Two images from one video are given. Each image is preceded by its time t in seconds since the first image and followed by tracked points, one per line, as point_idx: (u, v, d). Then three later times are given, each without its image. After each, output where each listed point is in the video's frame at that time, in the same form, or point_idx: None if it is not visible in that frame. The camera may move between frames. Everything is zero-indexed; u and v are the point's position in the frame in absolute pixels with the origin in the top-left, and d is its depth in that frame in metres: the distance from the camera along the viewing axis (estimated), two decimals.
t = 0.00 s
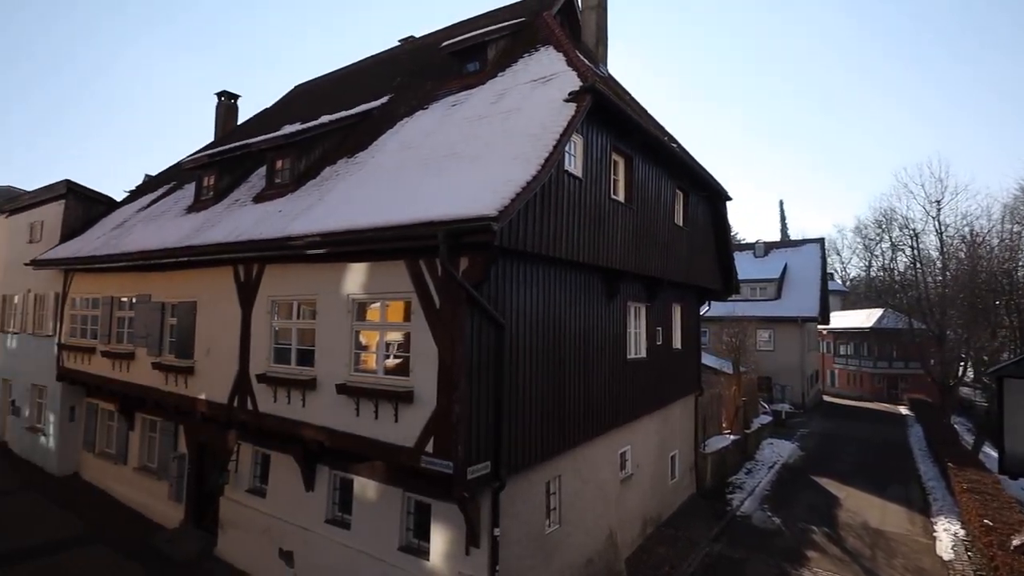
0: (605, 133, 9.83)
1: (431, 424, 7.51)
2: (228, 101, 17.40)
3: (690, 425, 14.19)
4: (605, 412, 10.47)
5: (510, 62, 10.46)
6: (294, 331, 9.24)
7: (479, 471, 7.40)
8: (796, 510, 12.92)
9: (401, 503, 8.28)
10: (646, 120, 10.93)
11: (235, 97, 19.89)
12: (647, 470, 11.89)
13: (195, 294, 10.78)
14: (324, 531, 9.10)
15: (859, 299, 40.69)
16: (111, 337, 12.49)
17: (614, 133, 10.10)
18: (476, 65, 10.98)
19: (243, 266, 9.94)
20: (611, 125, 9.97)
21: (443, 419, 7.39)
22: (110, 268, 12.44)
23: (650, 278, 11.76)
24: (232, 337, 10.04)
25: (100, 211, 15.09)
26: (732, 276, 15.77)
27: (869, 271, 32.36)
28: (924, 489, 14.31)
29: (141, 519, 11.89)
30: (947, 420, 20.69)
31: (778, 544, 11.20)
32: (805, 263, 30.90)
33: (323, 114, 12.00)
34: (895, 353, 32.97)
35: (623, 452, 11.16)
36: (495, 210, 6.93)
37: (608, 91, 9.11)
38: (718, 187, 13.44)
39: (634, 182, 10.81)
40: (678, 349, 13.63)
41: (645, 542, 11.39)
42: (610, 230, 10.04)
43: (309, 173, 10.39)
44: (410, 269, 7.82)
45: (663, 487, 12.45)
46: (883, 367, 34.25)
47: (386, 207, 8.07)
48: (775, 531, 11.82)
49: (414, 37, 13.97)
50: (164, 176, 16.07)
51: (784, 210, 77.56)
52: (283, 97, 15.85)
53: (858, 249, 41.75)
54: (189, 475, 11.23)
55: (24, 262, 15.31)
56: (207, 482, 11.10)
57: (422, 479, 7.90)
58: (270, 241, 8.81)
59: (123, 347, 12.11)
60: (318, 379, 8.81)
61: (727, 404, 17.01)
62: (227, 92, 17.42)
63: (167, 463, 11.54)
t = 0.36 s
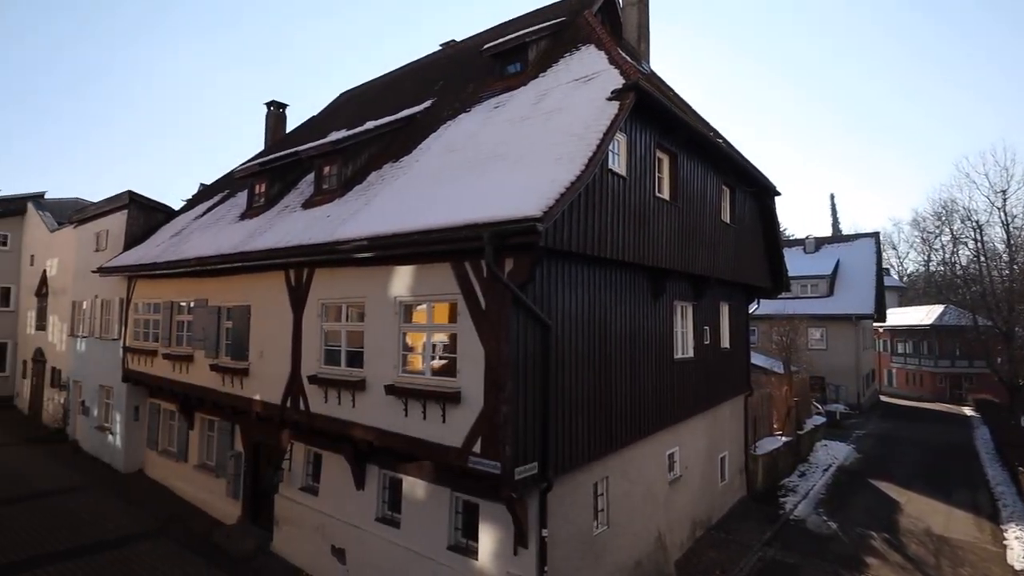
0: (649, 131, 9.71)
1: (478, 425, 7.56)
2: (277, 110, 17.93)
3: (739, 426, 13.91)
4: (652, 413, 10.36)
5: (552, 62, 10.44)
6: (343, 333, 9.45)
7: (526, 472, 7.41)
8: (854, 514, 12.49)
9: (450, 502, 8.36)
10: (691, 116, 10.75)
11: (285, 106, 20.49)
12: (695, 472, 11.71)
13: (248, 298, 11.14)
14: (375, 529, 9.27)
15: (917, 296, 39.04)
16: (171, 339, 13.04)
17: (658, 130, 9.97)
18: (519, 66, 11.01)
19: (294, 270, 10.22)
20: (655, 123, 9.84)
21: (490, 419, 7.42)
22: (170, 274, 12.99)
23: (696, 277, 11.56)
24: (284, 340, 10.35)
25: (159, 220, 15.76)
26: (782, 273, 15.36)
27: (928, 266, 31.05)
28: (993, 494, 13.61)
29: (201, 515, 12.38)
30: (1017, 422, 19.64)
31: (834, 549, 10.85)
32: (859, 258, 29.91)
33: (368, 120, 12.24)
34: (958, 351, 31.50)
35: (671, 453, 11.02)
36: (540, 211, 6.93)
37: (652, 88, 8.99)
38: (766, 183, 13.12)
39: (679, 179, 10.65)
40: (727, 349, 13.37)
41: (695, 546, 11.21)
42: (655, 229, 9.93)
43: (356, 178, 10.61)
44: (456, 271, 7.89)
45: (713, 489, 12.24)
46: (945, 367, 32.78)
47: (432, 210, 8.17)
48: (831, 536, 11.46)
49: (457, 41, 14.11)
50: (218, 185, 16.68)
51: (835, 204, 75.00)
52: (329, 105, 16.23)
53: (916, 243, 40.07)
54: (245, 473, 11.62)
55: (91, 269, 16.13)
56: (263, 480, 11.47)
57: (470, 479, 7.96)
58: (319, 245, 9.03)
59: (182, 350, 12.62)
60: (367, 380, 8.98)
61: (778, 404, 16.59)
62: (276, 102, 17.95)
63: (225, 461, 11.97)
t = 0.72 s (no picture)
0: (693, 126, 9.54)
1: (524, 425, 7.56)
2: (323, 117, 18.38)
3: (791, 427, 13.54)
4: (700, 413, 10.18)
5: (593, 60, 10.38)
6: (390, 335, 9.61)
7: (574, 472, 7.38)
8: (915, 519, 11.98)
9: (497, 502, 8.41)
10: (736, 109, 10.51)
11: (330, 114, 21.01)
12: (746, 473, 11.47)
13: (299, 301, 11.46)
14: (423, 527, 9.39)
15: (982, 290, 37.12)
16: (226, 342, 13.53)
17: (702, 125, 9.79)
18: (559, 65, 10.97)
19: (342, 273, 10.46)
20: (699, 118, 9.67)
21: (536, 419, 7.42)
22: (224, 279, 13.48)
23: (744, 273, 11.30)
24: (333, 341, 10.59)
25: (214, 227, 16.38)
26: (834, 268, 14.87)
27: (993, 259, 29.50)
28: None
29: (257, 511, 12.82)
30: None
31: (895, 556, 10.43)
32: (917, 252, 28.68)
33: (411, 125, 12.42)
34: None
35: (720, 454, 10.81)
36: (584, 210, 6.89)
37: (696, 82, 8.84)
38: (817, 176, 12.72)
39: (725, 174, 10.44)
40: (777, 347, 13.03)
41: (746, 550, 10.97)
42: (701, 225, 9.75)
43: (400, 182, 10.78)
44: (500, 272, 7.92)
45: (764, 491, 11.96)
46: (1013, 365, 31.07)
47: (476, 212, 8.22)
48: (891, 541, 11.02)
49: (497, 43, 14.17)
50: (268, 192, 17.23)
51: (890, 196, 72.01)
52: (373, 111, 16.55)
53: (980, 235, 38.10)
54: (298, 471, 11.96)
55: (152, 276, 16.89)
56: (314, 479, 11.78)
57: (517, 479, 7.97)
58: (366, 248, 9.21)
59: (237, 352, 13.08)
60: (413, 380, 9.10)
61: (832, 404, 16.07)
62: (321, 110, 18.41)
63: (279, 460, 12.34)
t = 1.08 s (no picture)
0: (735, 119, 9.35)
1: (565, 424, 7.53)
2: (363, 122, 18.73)
3: (841, 428, 13.13)
4: (745, 413, 9.96)
5: (631, 56, 10.28)
6: (431, 335, 9.72)
7: (616, 472, 7.32)
8: (976, 525, 11.46)
9: (539, 501, 8.40)
10: (780, 102, 10.26)
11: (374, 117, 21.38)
12: (794, 475, 11.18)
13: (342, 302, 11.71)
14: (465, 526, 9.47)
15: None
16: (273, 343, 13.93)
17: (745, 119, 9.59)
18: (596, 63, 10.90)
19: (383, 275, 10.63)
20: (741, 111, 9.47)
21: (578, 418, 7.38)
22: (270, 281, 13.87)
23: (790, 270, 11.01)
24: (376, 342, 10.78)
25: (260, 231, 16.88)
26: (885, 264, 14.35)
27: None
28: None
29: (304, 508, 13.14)
30: None
31: (955, 563, 10.00)
32: (975, 245, 27.50)
33: (449, 126, 12.54)
34: None
35: (766, 455, 10.57)
36: (624, 208, 6.82)
37: (737, 75, 8.65)
38: (866, 168, 12.30)
39: (768, 169, 10.20)
40: (825, 346, 12.66)
41: (795, 554, 10.69)
42: (744, 221, 9.55)
43: (439, 183, 10.90)
44: (540, 271, 7.92)
45: (813, 494, 11.64)
46: None
47: (515, 211, 8.24)
48: (950, 548, 10.56)
49: (533, 43, 14.18)
50: (311, 196, 17.66)
51: (943, 188, 69.08)
52: (411, 114, 16.77)
53: None
54: (343, 469, 12.22)
55: (202, 279, 17.52)
56: (358, 476, 12.01)
57: (559, 479, 7.95)
58: (407, 249, 9.33)
59: (283, 353, 13.45)
60: (454, 380, 9.17)
61: (884, 404, 15.51)
62: (361, 114, 18.76)
63: (324, 458, 12.63)
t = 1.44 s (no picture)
0: (772, 113, 9.15)
1: (601, 424, 7.47)
2: (396, 124, 18.96)
3: (886, 429, 12.74)
4: (785, 413, 9.75)
5: (664, 52, 10.16)
6: (466, 334, 9.77)
7: (653, 473, 7.23)
8: None
9: (574, 501, 8.37)
10: (819, 94, 10.01)
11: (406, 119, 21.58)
12: (836, 477, 10.90)
13: (377, 303, 11.87)
14: (501, 524, 9.49)
15: None
16: (311, 343, 14.22)
17: (782, 112, 9.37)
18: (628, 60, 10.81)
19: (418, 275, 10.74)
20: (778, 104, 9.26)
21: (613, 418, 7.32)
22: (308, 283, 14.16)
23: (831, 266, 10.73)
24: (411, 342, 10.90)
25: (297, 234, 17.25)
26: (931, 259, 13.86)
27: None
28: None
29: (342, 505, 13.38)
30: None
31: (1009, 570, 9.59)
32: None
33: (481, 127, 12.60)
34: None
35: (807, 456, 10.33)
36: (659, 206, 6.74)
37: (775, 67, 8.45)
38: (910, 160, 11.90)
39: (807, 163, 9.96)
40: (868, 344, 12.30)
41: (838, 559, 10.40)
42: (782, 217, 9.34)
43: (471, 184, 10.96)
44: (574, 270, 7.87)
45: (857, 497, 11.32)
46: None
47: (548, 211, 8.22)
48: (1005, 555, 10.13)
49: (564, 41, 14.15)
50: (346, 198, 17.96)
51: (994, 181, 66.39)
52: (444, 115, 16.91)
53: None
54: (380, 467, 12.40)
55: (243, 281, 17.99)
56: (395, 475, 12.16)
57: (594, 479, 7.91)
58: (441, 250, 9.41)
59: (321, 353, 13.71)
60: (489, 379, 9.20)
61: (932, 405, 14.98)
62: (394, 117, 18.99)
63: (361, 456, 12.83)
